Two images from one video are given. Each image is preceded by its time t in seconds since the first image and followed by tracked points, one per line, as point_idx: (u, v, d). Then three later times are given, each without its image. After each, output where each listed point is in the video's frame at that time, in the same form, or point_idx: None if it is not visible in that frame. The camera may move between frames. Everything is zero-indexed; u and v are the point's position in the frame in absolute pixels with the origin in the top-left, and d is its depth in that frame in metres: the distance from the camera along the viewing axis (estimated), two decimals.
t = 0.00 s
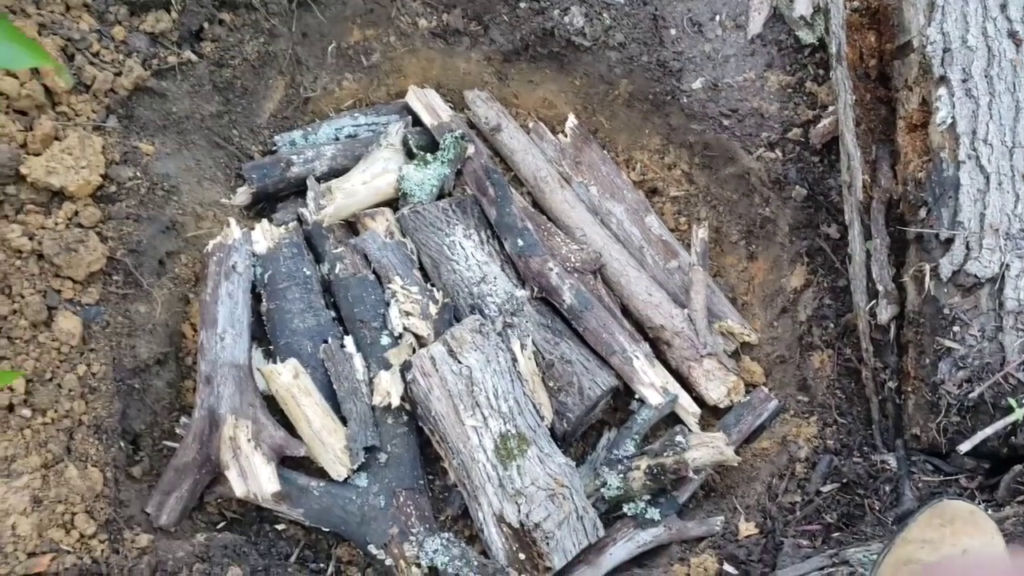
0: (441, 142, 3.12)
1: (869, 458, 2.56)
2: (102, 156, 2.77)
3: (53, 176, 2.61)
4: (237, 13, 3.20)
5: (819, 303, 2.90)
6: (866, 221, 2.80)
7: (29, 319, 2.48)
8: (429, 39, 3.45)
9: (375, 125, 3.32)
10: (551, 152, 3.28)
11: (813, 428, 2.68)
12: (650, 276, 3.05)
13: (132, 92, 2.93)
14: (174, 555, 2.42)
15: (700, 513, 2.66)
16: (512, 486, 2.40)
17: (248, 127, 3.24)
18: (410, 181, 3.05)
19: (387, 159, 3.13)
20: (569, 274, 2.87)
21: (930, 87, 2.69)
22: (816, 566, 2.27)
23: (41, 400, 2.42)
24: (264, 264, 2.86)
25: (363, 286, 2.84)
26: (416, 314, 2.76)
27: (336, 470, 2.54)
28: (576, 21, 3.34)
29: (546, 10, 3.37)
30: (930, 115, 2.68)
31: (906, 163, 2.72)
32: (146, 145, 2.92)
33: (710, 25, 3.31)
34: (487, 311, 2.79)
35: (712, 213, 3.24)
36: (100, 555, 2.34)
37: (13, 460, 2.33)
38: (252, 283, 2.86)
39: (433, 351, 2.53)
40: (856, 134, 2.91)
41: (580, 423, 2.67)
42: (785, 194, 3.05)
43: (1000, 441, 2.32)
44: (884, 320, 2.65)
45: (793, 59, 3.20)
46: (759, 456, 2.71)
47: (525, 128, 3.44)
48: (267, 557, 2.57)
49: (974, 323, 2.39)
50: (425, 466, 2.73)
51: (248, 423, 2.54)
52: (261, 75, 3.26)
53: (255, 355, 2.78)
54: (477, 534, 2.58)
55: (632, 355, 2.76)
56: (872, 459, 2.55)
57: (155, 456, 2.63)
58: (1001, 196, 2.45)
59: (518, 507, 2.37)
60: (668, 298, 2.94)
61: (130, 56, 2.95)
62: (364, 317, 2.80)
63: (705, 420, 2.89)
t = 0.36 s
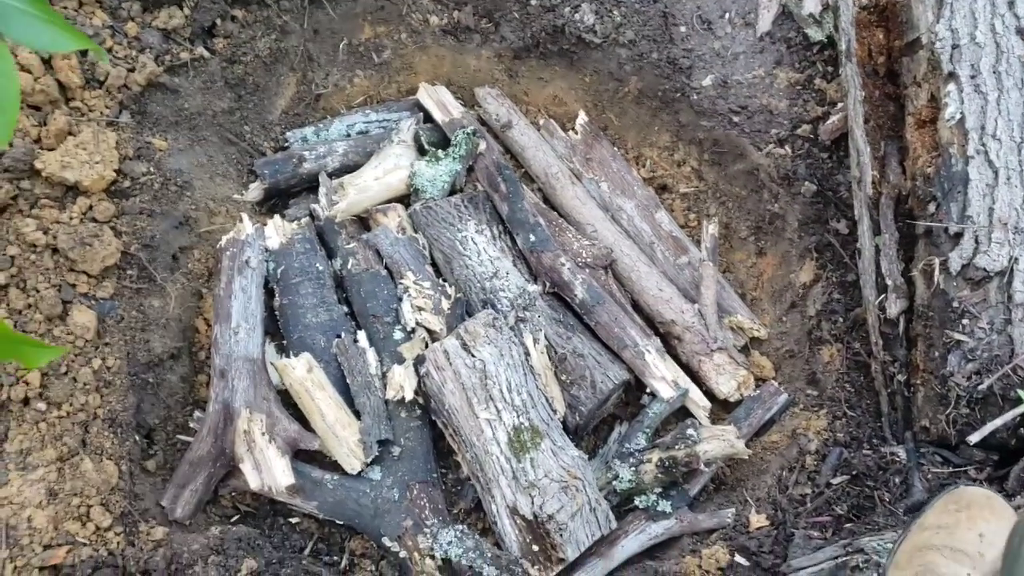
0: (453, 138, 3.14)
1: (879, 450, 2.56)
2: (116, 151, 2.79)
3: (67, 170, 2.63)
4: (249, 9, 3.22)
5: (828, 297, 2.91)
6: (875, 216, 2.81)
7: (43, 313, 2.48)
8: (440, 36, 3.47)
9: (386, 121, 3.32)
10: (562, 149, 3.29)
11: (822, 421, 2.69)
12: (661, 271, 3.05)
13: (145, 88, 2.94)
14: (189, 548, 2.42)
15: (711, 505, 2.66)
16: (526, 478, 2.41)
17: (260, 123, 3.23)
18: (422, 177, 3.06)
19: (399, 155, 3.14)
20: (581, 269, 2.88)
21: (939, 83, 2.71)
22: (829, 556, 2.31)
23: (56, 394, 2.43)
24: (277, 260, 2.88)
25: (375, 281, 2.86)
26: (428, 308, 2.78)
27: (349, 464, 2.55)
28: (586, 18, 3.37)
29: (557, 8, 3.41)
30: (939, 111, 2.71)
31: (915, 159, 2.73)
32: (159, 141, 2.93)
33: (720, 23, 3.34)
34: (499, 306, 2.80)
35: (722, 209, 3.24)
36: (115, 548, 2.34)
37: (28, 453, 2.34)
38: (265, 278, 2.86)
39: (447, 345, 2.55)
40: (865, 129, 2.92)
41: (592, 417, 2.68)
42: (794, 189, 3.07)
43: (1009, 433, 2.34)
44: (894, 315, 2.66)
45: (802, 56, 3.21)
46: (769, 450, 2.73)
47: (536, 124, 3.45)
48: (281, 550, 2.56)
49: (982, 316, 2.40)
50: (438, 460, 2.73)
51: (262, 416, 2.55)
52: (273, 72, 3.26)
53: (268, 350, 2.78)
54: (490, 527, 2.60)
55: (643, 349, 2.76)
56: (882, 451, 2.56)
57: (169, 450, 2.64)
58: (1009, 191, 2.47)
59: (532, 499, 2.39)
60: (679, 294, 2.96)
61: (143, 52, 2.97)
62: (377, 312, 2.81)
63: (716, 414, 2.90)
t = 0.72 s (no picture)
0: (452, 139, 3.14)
1: (879, 452, 2.54)
2: (118, 153, 2.80)
3: (70, 172, 2.65)
4: (249, 11, 3.23)
5: (828, 299, 2.89)
6: (875, 217, 2.80)
7: (46, 313, 2.50)
8: (439, 37, 3.48)
9: (385, 123, 3.35)
10: (561, 149, 3.31)
11: (822, 423, 2.68)
12: (659, 272, 3.07)
13: (147, 89, 2.96)
14: (189, 547, 2.43)
15: (710, 506, 2.69)
16: (524, 479, 2.42)
17: (260, 125, 3.25)
18: (421, 178, 3.08)
19: (399, 156, 3.17)
20: (579, 270, 2.89)
21: (942, 83, 2.68)
22: (831, 559, 2.23)
23: (58, 393, 2.45)
24: (278, 260, 2.90)
25: (375, 282, 2.88)
26: (427, 309, 2.78)
27: (348, 463, 2.57)
28: (585, 19, 3.37)
29: (557, 8, 3.40)
30: (940, 111, 2.69)
31: (916, 160, 2.73)
32: (161, 142, 2.95)
33: (720, 23, 3.34)
34: (498, 306, 2.82)
35: (721, 210, 3.26)
36: (117, 546, 2.37)
37: (32, 452, 2.37)
38: (265, 278, 2.88)
39: (445, 345, 2.56)
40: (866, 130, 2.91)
41: (590, 418, 2.69)
42: (795, 190, 3.04)
43: (1010, 436, 2.33)
44: (893, 317, 2.65)
45: (803, 56, 3.21)
46: (768, 451, 2.75)
47: (535, 125, 3.46)
48: (281, 549, 2.57)
49: (984, 317, 2.39)
50: (437, 460, 2.75)
51: (262, 416, 2.56)
52: (273, 73, 3.28)
53: (268, 350, 2.80)
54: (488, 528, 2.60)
55: (642, 350, 2.76)
56: (882, 453, 2.54)
57: (169, 450, 2.66)
58: (1012, 192, 2.45)
59: (529, 500, 2.39)
60: (678, 295, 2.97)
61: (144, 54, 2.98)
62: (376, 312, 2.83)
63: (714, 416, 2.92)
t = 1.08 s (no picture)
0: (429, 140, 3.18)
1: (852, 456, 2.53)
2: (91, 153, 2.80)
3: (42, 172, 2.66)
4: (225, 11, 3.25)
5: (804, 301, 2.85)
6: (853, 219, 2.76)
7: (18, 313, 2.54)
8: (418, 37, 3.50)
9: (363, 123, 3.33)
10: (540, 150, 3.30)
11: (797, 426, 2.67)
12: (637, 274, 3.04)
13: (122, 89, 2.96)
14: (160, 548, 2.42)
15: (683, 510, 2.67)
16: (494, 481, 2.41)
17: (237, 125, 3.24)
18: (397, 179, 3.09)
19: (375, 157, 3.15)
20: (554, 272, 2.88)
21: (918, 84, 2.64)
22: (798, 563, 2.20)
23: (29, 393, 2.47)
24: (252, 261, 2.89)
25: (350, 283, 2.87)
26: (401, 311, 2.77)
27: (319, 465, 2.56)
28: (564, 18, 3.40)
29: (535, 9, 3.45)
30: (917, 112, 2.64)
31: (893, 161, 2.68)
32: (135, 142, 2.94)
33: (699, 23, 3.32)
34: (472, 308, 2.79)
35: (700, 212, 3.22)
36: (87, 546, 2.36)
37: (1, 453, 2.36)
38: (240, 279, 2.87)
39: (417, 348, 2.55)
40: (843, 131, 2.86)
41: (563, 420, 2.67)
42: (772, 192, 3.01)
43: (983, 440, 2.29)
44: (869, 320, 2.62)
45: (782, 57, 3.19)
46: (742, 454, 2.72)
47: (513, 126, 3.43)
48: (252, 550, 2.57)
49: (958, 321, 2.34)
50: (410, 462, 2.75)
51: (234, 417, 2.56)
52: (250, 73, 3.28)
53: (242, 351, 2.79)
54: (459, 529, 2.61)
55: (615, 353, 2.75)
56: (855, 457, 2.52)
57: (142, 450, 2.63)
58: (987, 195, 2.42)
59: (500, 502, 2.39)
60: (654, 297, 2.94)
61: (119, 54, 2.99)
62: (350, 313, 2.82)
63: (690, 418, 2.89)
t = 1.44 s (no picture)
0: (406, 145, 3.17)
1: (816, 469, 2.56)
2: (68, 151, 2.88)
3: (17, 170, 2.77)
4: (209, 12, 3.25)
5: (776, 313, 2.85)
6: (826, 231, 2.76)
7: None
8: (401, 41, 3.47)
9: (346, 126, 3.28)
10: (519, 156, 3.25)
11: (763, 437, 2.69)
12: (611, 282, 2.98)
13: (102, 89, 3.03)
14: (124, 545, 2.49)
15: (649, 519, 2.65)
16: (458, 486, 2.42)
17: (219, 126, 3.21)
18: (375, 183, 3.08)
19: (353, 160, 3.12)
20: (528, 279, 2.87)
21: (891, 98, 2.65)
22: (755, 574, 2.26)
23: None
24: (227, 262, 2.88)
25: (325, 286, 2.85)
26: (375, 314, 2.79)
27: (286, 466, 2.57)
28: (546, 25, 3.37)
29: (517, 14, 3.40)
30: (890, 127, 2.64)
31: (866, 175, 2.70)
32: (115, 142, 2.99)
33: (681, 32, 3.22)
34: (443, 313, 2.78)
35: (678, 221, 3.17)
36: (50, 542, 2.46)
37: None
38: (214, 280, 2.87)
39: (385, 351, 2.58)
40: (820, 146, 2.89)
41: (531, 426, 2.69)
42: (747, 203, 3.02)
43: (945, 456, 2.34)
44: (838, 333, 2.62)
45: (763, 68, 3.13)
46: (711, 464, 2.71)
47: (495, 131, 3.41)
48: (217, 549, 2.60)
49: (922, 337, 2.39)
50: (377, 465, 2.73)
51: (202, 416, 2.57)
52: (233, 75, 3.27)
53: (214, 351, 2.79)
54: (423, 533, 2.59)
55: (585, 360, 2.75)
56: (819, 469, 2.55)
57: (112, 447, 2.64)
58: (956, 210, 2.42)
59: (462, 507, 2.40)
60: (628, 305, 2.89)
61: (100, 53, 3.05)
62: (323, 315, 2.81)
63: (660, 427, 2.83)
